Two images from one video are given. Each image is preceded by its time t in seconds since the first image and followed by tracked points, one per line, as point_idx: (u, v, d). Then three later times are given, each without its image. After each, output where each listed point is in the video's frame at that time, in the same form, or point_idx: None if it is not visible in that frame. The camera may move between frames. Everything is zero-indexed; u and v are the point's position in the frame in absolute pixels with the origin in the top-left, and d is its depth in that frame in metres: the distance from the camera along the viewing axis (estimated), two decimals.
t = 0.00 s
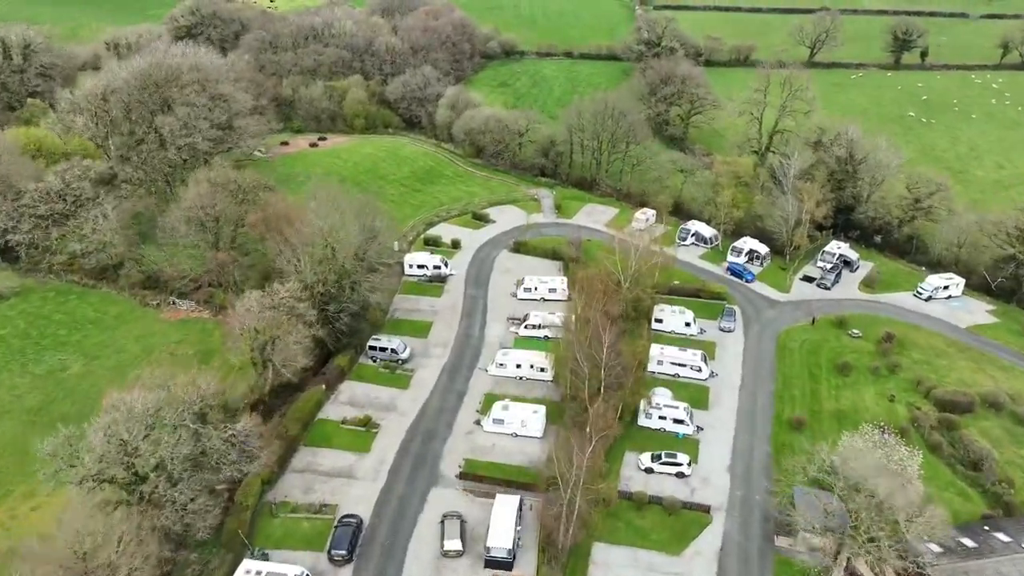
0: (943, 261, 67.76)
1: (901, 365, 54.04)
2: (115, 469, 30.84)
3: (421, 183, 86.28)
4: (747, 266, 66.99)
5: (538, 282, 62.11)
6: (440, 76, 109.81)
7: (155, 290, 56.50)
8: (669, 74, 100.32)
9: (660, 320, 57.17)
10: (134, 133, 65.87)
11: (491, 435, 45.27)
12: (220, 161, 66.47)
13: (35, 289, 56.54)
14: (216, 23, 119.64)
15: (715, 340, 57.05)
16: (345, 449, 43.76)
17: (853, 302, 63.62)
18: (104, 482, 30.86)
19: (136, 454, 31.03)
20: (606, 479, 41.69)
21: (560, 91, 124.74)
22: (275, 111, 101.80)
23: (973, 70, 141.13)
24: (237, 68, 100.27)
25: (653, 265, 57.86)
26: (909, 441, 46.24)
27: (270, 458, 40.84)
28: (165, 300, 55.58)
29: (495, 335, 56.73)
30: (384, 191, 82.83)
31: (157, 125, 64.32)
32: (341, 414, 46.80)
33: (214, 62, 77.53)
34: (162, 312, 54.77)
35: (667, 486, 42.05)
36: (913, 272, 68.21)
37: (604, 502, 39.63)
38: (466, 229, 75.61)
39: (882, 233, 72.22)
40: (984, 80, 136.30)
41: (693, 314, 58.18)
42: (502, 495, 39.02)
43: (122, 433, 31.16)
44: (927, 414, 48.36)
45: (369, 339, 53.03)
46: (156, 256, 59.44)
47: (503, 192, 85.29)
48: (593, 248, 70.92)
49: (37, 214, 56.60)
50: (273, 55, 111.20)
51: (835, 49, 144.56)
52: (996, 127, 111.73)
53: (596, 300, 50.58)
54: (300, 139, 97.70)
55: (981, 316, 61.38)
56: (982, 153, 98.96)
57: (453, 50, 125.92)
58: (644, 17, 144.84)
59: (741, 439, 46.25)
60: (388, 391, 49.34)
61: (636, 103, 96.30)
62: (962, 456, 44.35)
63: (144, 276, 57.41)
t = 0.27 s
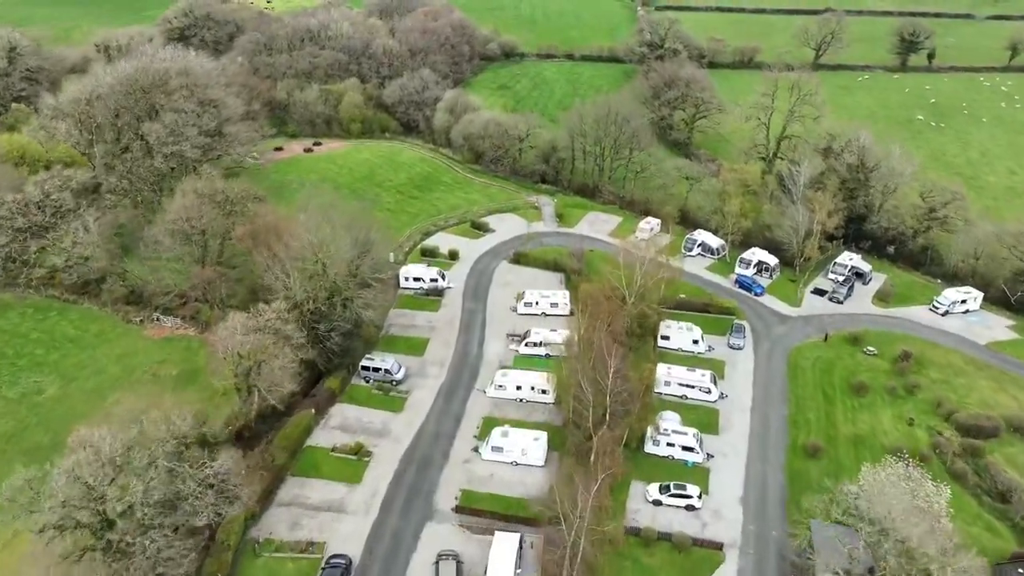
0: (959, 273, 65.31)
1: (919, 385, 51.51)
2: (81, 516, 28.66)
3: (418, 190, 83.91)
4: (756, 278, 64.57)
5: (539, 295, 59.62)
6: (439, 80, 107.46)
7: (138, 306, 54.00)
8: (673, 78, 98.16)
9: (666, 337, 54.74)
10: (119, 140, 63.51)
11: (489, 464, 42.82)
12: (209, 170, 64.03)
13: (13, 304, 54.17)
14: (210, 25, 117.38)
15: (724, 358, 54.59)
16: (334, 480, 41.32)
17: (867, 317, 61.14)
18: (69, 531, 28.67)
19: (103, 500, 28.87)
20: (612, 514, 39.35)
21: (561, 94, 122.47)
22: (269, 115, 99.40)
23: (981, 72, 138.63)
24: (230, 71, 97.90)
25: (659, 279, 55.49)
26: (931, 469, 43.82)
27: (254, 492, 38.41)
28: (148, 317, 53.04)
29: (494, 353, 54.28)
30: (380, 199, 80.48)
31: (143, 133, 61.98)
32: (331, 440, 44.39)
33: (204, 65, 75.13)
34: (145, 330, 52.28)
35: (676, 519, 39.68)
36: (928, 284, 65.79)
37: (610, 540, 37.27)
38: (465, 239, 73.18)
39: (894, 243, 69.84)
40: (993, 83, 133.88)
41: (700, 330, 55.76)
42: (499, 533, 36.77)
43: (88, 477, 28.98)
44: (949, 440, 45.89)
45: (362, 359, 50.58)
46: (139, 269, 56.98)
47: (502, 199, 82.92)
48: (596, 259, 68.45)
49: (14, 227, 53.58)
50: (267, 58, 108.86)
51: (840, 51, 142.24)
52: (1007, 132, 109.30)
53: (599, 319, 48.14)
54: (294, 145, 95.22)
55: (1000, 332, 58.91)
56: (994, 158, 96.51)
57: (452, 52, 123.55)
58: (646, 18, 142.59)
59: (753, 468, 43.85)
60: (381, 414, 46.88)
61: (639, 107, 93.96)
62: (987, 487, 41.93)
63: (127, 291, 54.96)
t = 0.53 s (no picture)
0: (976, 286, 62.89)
1: (939, 407, 48.99)
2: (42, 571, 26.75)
3: (415, 198, 81.56)
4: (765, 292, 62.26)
5: (540, 310, 57.18)
6: (437, 83, 105.12)
7: (120, 323, 51.52)
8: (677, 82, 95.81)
9: (673, 356, 52.42)
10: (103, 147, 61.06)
11: (487, 496, 40.39)
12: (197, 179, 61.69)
13: None
14: (204, 26, 115.11)
15: (734, 378, 52.17)
16: (323, 514, 38.89)
17: (882, 333, 58.65)
18: None
19: (64, 553, 27.00)
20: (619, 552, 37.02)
21: (562, 98, 120.23)
22: (264, 120, 96.99)
23: (990, 74, 136.09)
24: (223, 75, 95.45)
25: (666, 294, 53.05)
26: (955, 501, 41.43)
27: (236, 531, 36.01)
28: (130, 336, 50.52)
29: (493, 373, 51.86)
30: (376, 207, 78.10)
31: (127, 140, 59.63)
32: (320, 469, 41.98)
33: (193, 69, 72.75)
34: (127, 349, 49.80)
35: (687, 558, 37.29)
36: (944, 298, 63.39)
37: None
38: (463, 250, 70.80)
39: (908, 255, 67.40)
40: (1002, 85, 131.34)
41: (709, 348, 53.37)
42: None
43: (49, 528, 27.17)
44: (973, 468, 43.43)
45: (355, 381, 48.18)
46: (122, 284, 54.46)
47: (502, 207, 80.58)
48: (599, 271, 66.05)
49: None
50: (262, 60, 106.55)
51: (846, 53, 139.91)
52: (1019, 136, 106.83)
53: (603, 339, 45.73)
54: (289, 150, 92.74)
55: (1021, 349, 56.45)
56: (1007, 164, 94.04)
57: (451, 54, 121.10)
58: (649, 20, 140.34)
59: (766, 499, 41.45)
60: (373, 441, 44.46)
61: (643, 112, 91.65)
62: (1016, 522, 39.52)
63: (109, 307, 52.44)
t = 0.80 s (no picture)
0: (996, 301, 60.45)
1: (962, 433, 46.55)
2: None
3: (411, 206, 79.14)
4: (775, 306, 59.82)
5: (541, 327, 54.72)
6: (435, 87, 102.69)
7: (101, 342, 49.07)
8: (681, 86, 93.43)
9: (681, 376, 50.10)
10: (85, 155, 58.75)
11: (485, 532, 38.02)
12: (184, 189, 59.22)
13: None
14: (198, 29, 112.78)
15: (745, 400, 49.72)
16: (310, 553, 36.49)
17: (898, 350, 56.17)
18: None
19: None
20: None
21: (563, 102, 117.97)
22: (257, 125, 94.58)
23: (999, 77, 133.53)
24: (216, 79, 93.08)
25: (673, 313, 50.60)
26: (983, 538, 39.02)
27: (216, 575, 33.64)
28: (110, 357, 48.09)
29: (491, 395, 49.45)
30: (371, 216, 75.68)
31: (111, 149, 57.32)
32: (308, 504, 39.53)
33: (181, 73, 70.27)
34: (107, 370, 47.33)
35: None
36: (962, 312, 60.89)
37: None
38: (461, 261, 68.37)
39: (924, 267, 64.92)
40: (1012, 88, 128.79)
41: (718, 368, 50.93)
42: None
43: None
44: (1000, 501, 40.97)
45: (346, 404, 45.74)
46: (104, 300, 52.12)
47: (501, 216, 78.17)
48: (602, 284, 63.63)
49: None
50: (256, 63, 104.19)
51: (852, 55, 137.52)
52: None
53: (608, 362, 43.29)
54: (282, 156, 90.28)
55: None
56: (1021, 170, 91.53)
57: (450, 57, 118.68)
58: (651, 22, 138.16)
59: (782, 535, 39.04)
60: (364, 471, 42.07)
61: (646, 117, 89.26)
62: None
63: (89, 325, 49.96)
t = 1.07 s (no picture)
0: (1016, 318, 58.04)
1: (986, 462, 44.14)
2: None
3: (408, 216, 76.79)
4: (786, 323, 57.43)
5: (542, 346, 52.36)
6: (434, 91, 100.36)
7: (79, 365, 46.78)
8: (686, 92, 90.99)
9: (689, 400, 47.76)
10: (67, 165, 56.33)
11: None
12: (170, 200, 56.73)
13: None
14: (191, 31, 110.47)
15: (756, 426, 47.34)
16: None
17: (916, 370, 53.75)
18: None
19: None
20: None
21: (564, 106, 115.88)
22: (250, 130, 92.16)
23: (1008, 80, 131.16)
24: (208, 84, 90.65)
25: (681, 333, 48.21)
26: None
27: None
28: (88, 380, 45.82)
29: (490, 420, 47.12)
30: (367, 226, 73.31)
31: (94, 160, 54.93)
32: (294, 543, 37.17)
33: (169, 77, 67.75)
34: (84, 395, 45.01)
35: None
36: (981, 329, 58.48)
37: None
38: (459, 275, 66.03)
39: (939, 281, 62.49)
40: (1022, 92, 126.44)
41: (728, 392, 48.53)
42: None
43: None
44: None
45: (336, 433, 43.37)
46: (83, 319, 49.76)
47: (501, 226, 75.79)
48: (605, 300, 61.24)
49: None
50: (251, 67, 101.84)
51: (858, 58, 135.07)
52: None
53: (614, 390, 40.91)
54: (276, 163, 87.90)
55: None
56: None
57: (448, 60, 116.27)
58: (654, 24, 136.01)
59: None
60: (355, 506, 39.70)
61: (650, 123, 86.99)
62: None
63: (67, 346, 47.68)
